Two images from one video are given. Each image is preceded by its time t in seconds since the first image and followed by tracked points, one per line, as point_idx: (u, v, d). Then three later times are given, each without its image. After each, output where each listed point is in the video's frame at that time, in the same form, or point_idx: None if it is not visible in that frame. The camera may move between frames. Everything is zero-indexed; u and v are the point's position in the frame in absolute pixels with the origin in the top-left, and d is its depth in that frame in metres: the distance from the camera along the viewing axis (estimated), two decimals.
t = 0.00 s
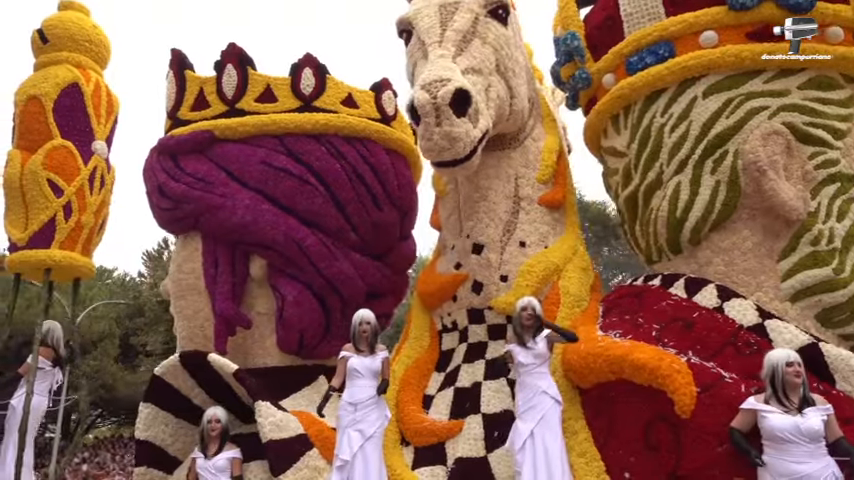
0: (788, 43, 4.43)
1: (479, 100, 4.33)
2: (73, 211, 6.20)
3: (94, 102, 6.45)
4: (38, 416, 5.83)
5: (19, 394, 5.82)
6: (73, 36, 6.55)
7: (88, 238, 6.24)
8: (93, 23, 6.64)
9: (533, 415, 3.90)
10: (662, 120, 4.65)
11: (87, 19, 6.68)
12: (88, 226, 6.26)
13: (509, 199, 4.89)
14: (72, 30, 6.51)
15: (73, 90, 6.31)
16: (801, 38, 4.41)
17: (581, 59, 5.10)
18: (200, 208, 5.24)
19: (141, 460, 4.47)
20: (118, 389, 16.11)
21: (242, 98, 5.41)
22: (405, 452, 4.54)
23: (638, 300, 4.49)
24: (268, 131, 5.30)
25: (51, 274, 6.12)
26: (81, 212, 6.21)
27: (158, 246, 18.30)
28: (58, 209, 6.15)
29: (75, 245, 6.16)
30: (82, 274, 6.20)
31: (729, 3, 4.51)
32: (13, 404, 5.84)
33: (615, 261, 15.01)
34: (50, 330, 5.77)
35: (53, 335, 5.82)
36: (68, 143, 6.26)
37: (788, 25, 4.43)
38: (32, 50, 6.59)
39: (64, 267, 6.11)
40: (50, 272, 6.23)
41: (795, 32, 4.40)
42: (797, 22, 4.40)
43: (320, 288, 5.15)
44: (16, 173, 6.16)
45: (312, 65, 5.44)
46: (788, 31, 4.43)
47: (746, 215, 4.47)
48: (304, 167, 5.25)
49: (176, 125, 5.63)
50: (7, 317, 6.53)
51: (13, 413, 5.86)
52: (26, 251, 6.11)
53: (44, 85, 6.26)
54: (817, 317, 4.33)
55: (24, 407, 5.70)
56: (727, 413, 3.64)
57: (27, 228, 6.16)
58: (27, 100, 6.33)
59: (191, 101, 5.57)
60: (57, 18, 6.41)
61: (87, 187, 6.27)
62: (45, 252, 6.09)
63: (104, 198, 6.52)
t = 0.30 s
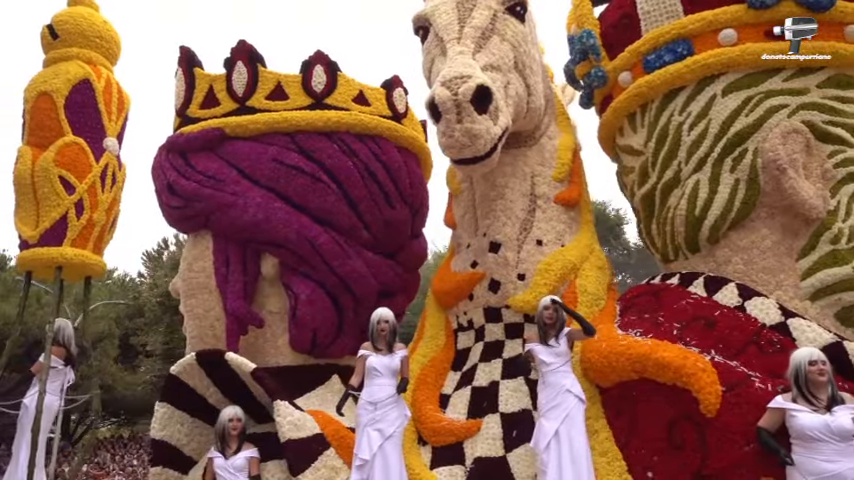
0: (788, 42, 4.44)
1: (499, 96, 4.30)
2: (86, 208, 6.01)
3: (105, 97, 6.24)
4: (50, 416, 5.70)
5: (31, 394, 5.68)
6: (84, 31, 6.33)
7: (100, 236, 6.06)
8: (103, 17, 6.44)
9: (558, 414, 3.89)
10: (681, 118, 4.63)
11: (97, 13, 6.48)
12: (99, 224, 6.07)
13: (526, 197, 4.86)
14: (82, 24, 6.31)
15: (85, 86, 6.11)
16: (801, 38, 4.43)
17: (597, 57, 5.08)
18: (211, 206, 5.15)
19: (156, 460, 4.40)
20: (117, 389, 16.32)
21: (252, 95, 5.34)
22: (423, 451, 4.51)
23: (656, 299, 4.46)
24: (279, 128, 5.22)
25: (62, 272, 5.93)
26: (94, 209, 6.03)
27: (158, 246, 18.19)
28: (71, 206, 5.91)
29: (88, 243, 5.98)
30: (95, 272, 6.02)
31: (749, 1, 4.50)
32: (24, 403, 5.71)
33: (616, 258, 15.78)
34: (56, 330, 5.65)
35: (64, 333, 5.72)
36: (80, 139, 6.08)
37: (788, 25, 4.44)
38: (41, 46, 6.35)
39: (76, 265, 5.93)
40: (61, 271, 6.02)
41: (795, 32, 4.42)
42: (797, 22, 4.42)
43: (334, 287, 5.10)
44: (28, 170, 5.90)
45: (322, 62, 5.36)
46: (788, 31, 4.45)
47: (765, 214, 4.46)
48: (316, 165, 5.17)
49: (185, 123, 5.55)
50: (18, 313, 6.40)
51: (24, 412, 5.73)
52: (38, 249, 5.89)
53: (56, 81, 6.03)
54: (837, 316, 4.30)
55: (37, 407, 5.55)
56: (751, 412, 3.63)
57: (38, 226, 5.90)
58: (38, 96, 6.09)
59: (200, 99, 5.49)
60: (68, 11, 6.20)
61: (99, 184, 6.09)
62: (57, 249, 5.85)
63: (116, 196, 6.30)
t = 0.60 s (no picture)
0: (787, 42, 4.44)
1: (519, 94, 4.27)
2: (98, 205, 5.88)
3: (117, 92, 6.14)
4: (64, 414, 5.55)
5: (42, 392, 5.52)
6: (96, 26, 6.20)
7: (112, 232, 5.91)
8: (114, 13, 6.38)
9: (579, 414, 3.86)
10: (698, 117, 4.62)
11: (107, 7, 6.39)
12: (112, 221, 5.96)
13: (542, 196, 4.83)
14: (95, 18, 6.23)
15: (96, 79, 5.96)
16: (801, 38, 4.43)
17: (613, 56, 5.05)
18: (223, 204, 5.11)
19: (172, 460, 4.39)
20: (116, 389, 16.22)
21: (263, 92, 5.25)
22: (440, 451, 4.47)
23: (674, 298, 4.45)
24: (291, 126, 5.15)
25: (75, 269, 5.81)
26: (106, 206, 5.92)
27: (157, 246, 18.07)
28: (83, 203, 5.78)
29: (100, 238, 5.83)
30: (107, 269, 5.89)
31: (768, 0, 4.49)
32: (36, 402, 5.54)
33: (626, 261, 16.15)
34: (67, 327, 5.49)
35: (75, 329, 5.56)
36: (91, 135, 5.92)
37: (788, 25, 4.45)
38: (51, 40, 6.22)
39: (89, 261, 5.78)
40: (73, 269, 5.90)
41: (795, 32, 4.42)
42: (797, 22, 4.43)
43: (347, 285, 5.05)
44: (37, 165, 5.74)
45: (334, 59, 5.29)
46: (788, 31, 4.45)
47: (783, 213, 4.45)
48: (329, 163, 5.11)
49: (193, 121, 5.45)
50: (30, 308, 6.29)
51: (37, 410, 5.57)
52: (50, 245, 5.68)
53: (69, 76, 5.90)
54: None
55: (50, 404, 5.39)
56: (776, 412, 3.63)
57: (50, 223, 5.78)
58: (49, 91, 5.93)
59: (210, 96, 5.39)
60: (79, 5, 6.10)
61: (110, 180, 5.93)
62: (70, 247, 5.71)
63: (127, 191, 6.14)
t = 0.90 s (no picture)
0: (786, 43, 4.47)
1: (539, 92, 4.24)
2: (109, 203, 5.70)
3: (127, 90, 5.95)
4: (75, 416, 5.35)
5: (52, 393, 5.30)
6: (106, 21, 5.99)
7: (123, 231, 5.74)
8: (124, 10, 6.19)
9: (603, 414, 3.84)
10: (716, 116, 4.61)
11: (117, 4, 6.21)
12: (122, 220, 5.77)
13: (558, 195, 4.81)
14: (105, 14, 6.04)
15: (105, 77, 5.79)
16: (801, 38, 4.45)
17: (628, 54, 5.06)
18: (235, 202, 5.09)
19: (186, 460, 4.34)
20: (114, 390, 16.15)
21: (277, 89, 5.27)
22: (457, 451, 4.44)
23: (692, 297, 4.44)
24: (305, 123, 5.16)
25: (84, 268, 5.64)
26: (116, 204, 5.72)
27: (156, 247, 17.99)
28: (94, 201, 5.59)
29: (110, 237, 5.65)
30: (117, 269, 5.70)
31: None
32: (45, 403, 5.33)
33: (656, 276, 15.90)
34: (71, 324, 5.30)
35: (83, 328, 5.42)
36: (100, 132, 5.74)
37: (787, 25, 4.47)
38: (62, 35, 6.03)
39: (98, 260, 5.60)
40: (84, 268, 5.72)
41: (794, 32, 4.45)
42: (797, 22, 4.44)
43: (361, 284, 5.02)
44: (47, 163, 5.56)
45: (349, 57, 5.30)
46: (787, 32, 4.47)
47: (801, 213, 4.43)
48: (343, 161, 5.10)
49: (204, 117, 5.46)
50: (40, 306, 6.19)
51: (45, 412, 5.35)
52: (59, 244, 5.50)
53: (78, 72, 5.71)
54: None
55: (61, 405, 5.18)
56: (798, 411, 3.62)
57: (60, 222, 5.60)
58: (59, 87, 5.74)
59: (222, 93, 5.40)
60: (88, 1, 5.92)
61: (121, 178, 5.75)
62: (80, 245, 5.52)
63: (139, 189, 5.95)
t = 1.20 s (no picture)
0: (788, 43, 4.51)
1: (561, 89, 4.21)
2: (121, 199, 5.63)
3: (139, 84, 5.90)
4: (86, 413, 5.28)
5: (63, 391, 5.20)
6: (118, 16, 5.94)
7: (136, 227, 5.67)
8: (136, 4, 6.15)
9: (626, 413, 3.82)
10: (736, 116, 4.61)
11: None
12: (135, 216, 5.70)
13: (575, 193, 4.78)
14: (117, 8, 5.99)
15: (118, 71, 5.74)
16: (800, 38, 4.50)
17: (645, 53, 5.02)
18: (248, 199, 5.06)
19: (202, 459, 4.29)
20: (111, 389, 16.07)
21: (290, 86, 5.24)
22: (475, 451, 4.40)
23: (712, 297, 4.42)
24: (319, 120, 5.13)
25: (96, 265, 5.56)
26: (129, 200, 5.66)
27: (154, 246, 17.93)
28: (107, 197, 5.52)
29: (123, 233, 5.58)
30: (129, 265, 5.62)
31: None
32: (55, 402, 5.20)
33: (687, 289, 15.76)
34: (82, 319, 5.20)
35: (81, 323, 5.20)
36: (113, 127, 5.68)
37: (788, 25, 4.52)
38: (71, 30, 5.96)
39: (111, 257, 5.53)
40: (95, 265, 5.65)
41: (794, 32, 4.49)
42: (797, 22, 4.49)
43: (376, 282, 4.99)
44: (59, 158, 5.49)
45: (363, 54, 5.25)
46: (788, 31, 4.51)
47: (820, 214, 4.43)
48: (358, 157, 5.08)
49: (216, 113, 5.44)
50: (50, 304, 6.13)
51: (56, 411, 5.23)
52: (71, 240, 5.43)
53: (90, 67, 5.64)
54: None
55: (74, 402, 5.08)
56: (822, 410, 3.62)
57: (71, 218, 5.53)
58: (70, 82, 5.67)
59: (235, 89, 5.38)
60: None
61: (134, 173, 5.69)
62: (92, 241, 5.45)
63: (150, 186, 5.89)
